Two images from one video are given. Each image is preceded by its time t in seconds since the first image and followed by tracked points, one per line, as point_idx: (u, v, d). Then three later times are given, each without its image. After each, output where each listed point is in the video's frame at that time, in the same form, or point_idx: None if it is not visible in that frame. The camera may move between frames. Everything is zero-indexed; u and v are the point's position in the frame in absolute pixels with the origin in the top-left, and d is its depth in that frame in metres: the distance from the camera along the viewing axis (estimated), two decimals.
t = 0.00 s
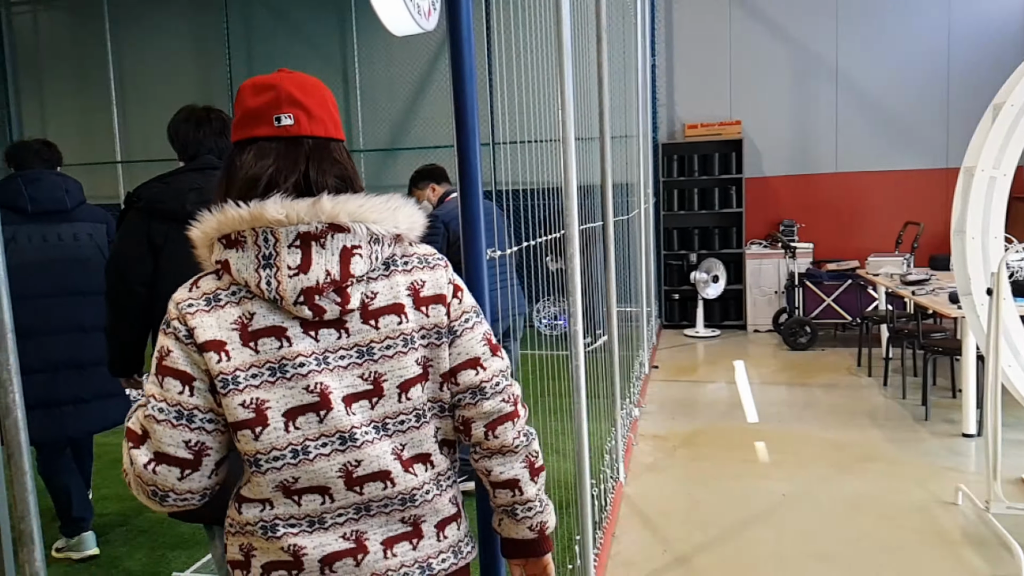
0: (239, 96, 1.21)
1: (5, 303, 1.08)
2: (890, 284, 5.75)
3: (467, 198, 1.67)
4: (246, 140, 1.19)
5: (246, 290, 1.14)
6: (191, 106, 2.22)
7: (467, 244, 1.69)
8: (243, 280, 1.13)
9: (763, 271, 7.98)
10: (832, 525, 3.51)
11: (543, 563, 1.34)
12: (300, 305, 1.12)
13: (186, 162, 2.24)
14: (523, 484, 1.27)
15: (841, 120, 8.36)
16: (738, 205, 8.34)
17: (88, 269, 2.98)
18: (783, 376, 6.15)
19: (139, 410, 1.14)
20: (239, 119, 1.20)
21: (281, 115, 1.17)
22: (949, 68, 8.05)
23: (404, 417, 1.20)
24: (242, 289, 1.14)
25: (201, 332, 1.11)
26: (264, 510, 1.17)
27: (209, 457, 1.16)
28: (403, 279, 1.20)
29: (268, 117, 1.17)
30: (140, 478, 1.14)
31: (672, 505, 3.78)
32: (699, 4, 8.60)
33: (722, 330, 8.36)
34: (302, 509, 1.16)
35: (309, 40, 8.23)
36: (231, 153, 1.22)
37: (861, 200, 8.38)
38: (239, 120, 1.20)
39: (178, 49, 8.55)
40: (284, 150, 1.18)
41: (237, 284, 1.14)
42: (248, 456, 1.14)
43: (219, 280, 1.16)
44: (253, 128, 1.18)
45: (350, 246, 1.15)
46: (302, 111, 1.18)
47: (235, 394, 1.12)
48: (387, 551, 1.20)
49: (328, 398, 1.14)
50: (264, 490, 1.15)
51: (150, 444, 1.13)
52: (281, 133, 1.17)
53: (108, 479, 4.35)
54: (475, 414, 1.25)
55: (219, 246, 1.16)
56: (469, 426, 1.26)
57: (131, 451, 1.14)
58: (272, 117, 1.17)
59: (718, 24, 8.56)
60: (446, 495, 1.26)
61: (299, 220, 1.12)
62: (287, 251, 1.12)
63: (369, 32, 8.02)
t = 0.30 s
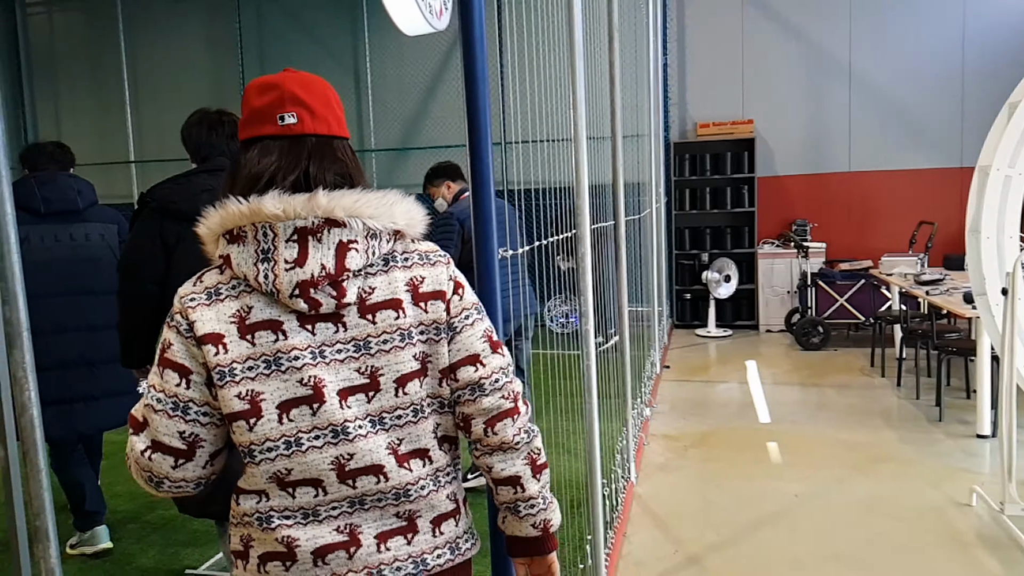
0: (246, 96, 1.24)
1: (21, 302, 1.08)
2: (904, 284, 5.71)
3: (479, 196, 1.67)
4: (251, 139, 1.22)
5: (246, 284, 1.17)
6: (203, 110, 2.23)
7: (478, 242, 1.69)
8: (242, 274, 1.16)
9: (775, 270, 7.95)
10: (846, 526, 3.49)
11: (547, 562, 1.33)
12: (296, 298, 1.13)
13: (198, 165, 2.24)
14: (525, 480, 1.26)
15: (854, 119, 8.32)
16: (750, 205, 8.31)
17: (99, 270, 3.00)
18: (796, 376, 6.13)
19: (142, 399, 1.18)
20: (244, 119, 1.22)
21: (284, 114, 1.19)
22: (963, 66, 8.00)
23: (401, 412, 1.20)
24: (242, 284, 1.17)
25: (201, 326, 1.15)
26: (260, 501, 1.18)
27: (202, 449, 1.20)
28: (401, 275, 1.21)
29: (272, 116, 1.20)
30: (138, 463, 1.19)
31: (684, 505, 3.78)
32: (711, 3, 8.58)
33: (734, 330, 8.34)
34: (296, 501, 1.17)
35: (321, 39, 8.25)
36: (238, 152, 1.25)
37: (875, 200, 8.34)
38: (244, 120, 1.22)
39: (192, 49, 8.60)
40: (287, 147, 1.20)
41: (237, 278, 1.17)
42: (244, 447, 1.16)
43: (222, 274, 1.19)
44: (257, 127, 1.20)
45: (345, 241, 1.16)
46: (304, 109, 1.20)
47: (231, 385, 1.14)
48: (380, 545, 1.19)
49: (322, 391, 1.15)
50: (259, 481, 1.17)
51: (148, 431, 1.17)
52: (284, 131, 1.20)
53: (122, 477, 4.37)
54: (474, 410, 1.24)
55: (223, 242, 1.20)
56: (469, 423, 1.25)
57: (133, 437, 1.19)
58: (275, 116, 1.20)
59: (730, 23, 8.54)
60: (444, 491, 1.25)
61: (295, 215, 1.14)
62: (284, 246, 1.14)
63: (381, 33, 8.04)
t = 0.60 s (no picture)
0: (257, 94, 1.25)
1: (41, 303, 1.09)
2: (921, 283, 5.67)
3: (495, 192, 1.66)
4: (262, 138, 1.23)
5: (251, 277, 1.18)
6: (220, 115, 2.33)
7: (494, 238, 1.69)
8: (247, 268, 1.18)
9: (791, 269, 7.91)
10: (861, 526, 3.47)
11: (551, 559, 1.32)
12: (296, 291, 1.15)
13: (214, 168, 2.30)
14: (526, 478, 1.26)
15: (871, 117, 8.26)
16: (766, 204, 8.27)
17: (115, 268, 3.01)
18: (811, 376, 6.10)
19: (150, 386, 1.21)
20: (255, 117, 1.23)
21: (294, 113, 1.20)
22: (982, 63, 7.93)
23: (400, 405, 1.21)
24: (247, 277, 1.19)
25: (206, 317, 1.16)
26: (263, 490, 1.20)
27: (204, 437, 1.22)
28: (403, 270, 1.21)
29: (282, 115, 1.21)
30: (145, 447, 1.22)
31: (699, 505, 3.76)
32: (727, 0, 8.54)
33: (750, 329, 8.30)
34: (296, 490, 1.19)
35: (336, 39, 8.28)
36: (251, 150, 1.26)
37: (892, 199, 8.28)
38: (255, 120, 1.24)
39: (208, 48, 8.64)
40: (297, 145, 1.22)
41: (244, 271, 1.19)
42: (246, 436, 1.18)
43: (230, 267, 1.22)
44: (268, 127, 1.22)
45: (345, 235, 1.17)
46: (312, 106, 1.21)
47: (233, 375, 1.16)
48: (379, 535, 1.21)
49: (320, 382, 1.16)
50: (261, 470, 1.19)
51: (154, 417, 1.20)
52: (294, 129, 1.21)
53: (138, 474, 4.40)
54: (474, 406, 1.24)
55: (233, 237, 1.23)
56: (470, 418, 1.24)
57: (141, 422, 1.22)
58: (286, 115, 1.21)
59: (745, 21, 8.50)
60: (445, 485, 1.25)
61: (297, 209, 1.16)
62: (288, 239, 1.16)
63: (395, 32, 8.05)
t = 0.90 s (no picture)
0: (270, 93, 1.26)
1: (56, 299, 1.09)
2: (936, 283, 5.63)
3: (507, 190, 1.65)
4: (273, 136, 1.24)
5: (256, 272, 1.20)
6: (234, 118, 2.34)
7: (506, 236, 1.69)
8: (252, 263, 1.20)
9: (803, 269, 7.88)
10: (874, 527, 3.45)
11: (551, 558, 1.31)
12: (297, 287, 1.16)
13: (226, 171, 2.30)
14: (525, 477, 1.25)
15: (884, 117, 8.22)
16: (778, 203, 8.23)
17: (127, 268, 3.04)
18: (824, 376, 6.07)
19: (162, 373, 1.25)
20: (267, 117, 1.24)
21: (303, 113, 1.21)
22: (997, 62, 7.88)
23: (400, 400, 1.21)
24: (252, 271, 1.21)
25: (212, 311, 1.19)
26: (266, 481, 1.22)
27: (210, 426, 1.25)
28: (404, 267, 1.20)
29: (292, 115, 1.21)
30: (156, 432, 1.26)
31: (711, 505, 3.75)
32: None
33: (762, 330, 8.27)
34: (296, 482, 1.20)
35: (348, 39, 8.29)
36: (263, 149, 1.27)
37: (906, 199, 8.23)
38: (267, 119, 1.24)
39: (222, 48, 8.69)
40: (307, 145, 1.22)
41: (249, 266, 1.21)
42: (250, 427, 1.19)
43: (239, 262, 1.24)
44: (279, 126, 1.22)
45: (345, 232, 1.17)
46: (322, 106, 1.21)
47: (237, 367, 1.18)
48: (377, 528, 1.22)
49: (320, 375, 1.17)
50: (263, 460, 1.21)
51: (164, 405, 1.24)
52: (304, 130, 1.21)
53: (153, 471, 4.42)
54: (474, 404, 1.22)
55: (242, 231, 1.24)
56: (469, 415, 1.23)
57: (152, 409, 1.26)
58: (296, 115, 1.21)
59: (758, 20, 8.47)
60: (445, 479, 1.25)
61: (301, 206, 1.17)
62: (292, 236, 1.17)
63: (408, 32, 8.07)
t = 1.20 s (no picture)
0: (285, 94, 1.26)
1: (72, 298, 1.10)
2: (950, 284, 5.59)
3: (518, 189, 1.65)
4: (286, 135, 1.25)
5: (262, 267, 1.22)
6: (249, 122, 2.35)
7: (517, 233, 1.68)
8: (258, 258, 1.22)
9: (816, 269, 7.84)
10: (887, 529, 3.43)
11: (549, 557, 1.30)
12: (297, 282, 1.17)
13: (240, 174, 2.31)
14: (521, 476, 1.24)
15: (898, 116, 8.17)
16: (791, 203, 8.19)
17: (140, 266, 3.05)
18: (837, 377, 6.03)
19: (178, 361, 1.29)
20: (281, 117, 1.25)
21: (315, 113, 1.21)
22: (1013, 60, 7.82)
23: (398, 395, 1.20)
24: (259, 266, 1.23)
25: (221, 304, 1.22)
26: (269, 471, 1.22)
27: (218, 414, 1.29)
28: (405, 264, 1.20)
29: (304, 115, 1.22)
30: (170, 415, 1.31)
31: (722, 506, 3.74)
32: None
33: (774, 330, 8.23)
34: (297, 473, 1.21)
35: (360, 39, 8.31)
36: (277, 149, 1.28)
37: (920, 198, 8.18)
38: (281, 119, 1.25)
39: (235, 47, 8.71)
40: (318, 144, 1.23)
41: (257, 261, 1.23)
42: (254, 417, 1.21)
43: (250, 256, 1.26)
44: (292, 126, 1.23)
45: (344, 230, 1.18)
46: (333, 106, 1.21)
47: (243, 358, 1.20)
48: (376, 520, 1.21)
49: (319, 368, 1.18)
50: (266, 451, 1.21)
51: (175, 391, 1.28)
52: (316, 129, 1.22)
53: (165, 468, 4.44)
54: (472, 401, 1.21)
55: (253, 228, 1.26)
56: (468, 413, 1.22)
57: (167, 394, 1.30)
58: (308, 115, 1.22)
59: (771, 18, 8.44)
60: (444, 473, 1.24)
61: (303, 205, 1.18)
62: (294, 233, 1.18)
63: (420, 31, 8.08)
